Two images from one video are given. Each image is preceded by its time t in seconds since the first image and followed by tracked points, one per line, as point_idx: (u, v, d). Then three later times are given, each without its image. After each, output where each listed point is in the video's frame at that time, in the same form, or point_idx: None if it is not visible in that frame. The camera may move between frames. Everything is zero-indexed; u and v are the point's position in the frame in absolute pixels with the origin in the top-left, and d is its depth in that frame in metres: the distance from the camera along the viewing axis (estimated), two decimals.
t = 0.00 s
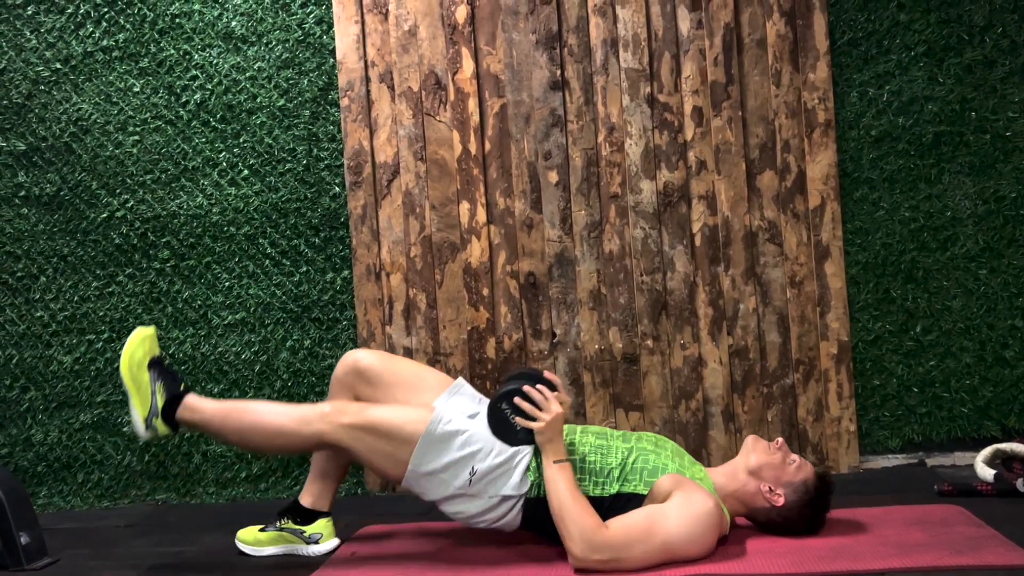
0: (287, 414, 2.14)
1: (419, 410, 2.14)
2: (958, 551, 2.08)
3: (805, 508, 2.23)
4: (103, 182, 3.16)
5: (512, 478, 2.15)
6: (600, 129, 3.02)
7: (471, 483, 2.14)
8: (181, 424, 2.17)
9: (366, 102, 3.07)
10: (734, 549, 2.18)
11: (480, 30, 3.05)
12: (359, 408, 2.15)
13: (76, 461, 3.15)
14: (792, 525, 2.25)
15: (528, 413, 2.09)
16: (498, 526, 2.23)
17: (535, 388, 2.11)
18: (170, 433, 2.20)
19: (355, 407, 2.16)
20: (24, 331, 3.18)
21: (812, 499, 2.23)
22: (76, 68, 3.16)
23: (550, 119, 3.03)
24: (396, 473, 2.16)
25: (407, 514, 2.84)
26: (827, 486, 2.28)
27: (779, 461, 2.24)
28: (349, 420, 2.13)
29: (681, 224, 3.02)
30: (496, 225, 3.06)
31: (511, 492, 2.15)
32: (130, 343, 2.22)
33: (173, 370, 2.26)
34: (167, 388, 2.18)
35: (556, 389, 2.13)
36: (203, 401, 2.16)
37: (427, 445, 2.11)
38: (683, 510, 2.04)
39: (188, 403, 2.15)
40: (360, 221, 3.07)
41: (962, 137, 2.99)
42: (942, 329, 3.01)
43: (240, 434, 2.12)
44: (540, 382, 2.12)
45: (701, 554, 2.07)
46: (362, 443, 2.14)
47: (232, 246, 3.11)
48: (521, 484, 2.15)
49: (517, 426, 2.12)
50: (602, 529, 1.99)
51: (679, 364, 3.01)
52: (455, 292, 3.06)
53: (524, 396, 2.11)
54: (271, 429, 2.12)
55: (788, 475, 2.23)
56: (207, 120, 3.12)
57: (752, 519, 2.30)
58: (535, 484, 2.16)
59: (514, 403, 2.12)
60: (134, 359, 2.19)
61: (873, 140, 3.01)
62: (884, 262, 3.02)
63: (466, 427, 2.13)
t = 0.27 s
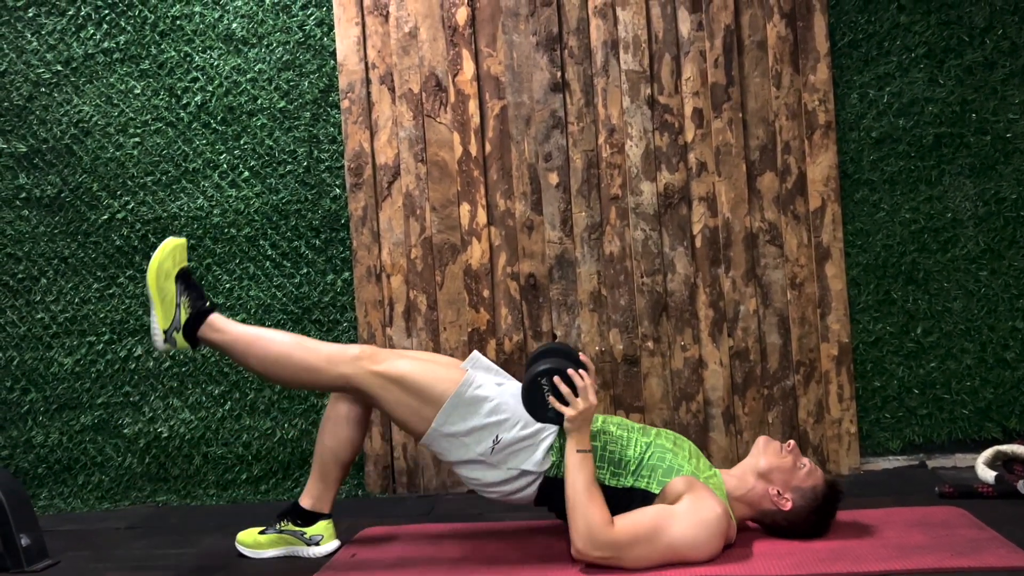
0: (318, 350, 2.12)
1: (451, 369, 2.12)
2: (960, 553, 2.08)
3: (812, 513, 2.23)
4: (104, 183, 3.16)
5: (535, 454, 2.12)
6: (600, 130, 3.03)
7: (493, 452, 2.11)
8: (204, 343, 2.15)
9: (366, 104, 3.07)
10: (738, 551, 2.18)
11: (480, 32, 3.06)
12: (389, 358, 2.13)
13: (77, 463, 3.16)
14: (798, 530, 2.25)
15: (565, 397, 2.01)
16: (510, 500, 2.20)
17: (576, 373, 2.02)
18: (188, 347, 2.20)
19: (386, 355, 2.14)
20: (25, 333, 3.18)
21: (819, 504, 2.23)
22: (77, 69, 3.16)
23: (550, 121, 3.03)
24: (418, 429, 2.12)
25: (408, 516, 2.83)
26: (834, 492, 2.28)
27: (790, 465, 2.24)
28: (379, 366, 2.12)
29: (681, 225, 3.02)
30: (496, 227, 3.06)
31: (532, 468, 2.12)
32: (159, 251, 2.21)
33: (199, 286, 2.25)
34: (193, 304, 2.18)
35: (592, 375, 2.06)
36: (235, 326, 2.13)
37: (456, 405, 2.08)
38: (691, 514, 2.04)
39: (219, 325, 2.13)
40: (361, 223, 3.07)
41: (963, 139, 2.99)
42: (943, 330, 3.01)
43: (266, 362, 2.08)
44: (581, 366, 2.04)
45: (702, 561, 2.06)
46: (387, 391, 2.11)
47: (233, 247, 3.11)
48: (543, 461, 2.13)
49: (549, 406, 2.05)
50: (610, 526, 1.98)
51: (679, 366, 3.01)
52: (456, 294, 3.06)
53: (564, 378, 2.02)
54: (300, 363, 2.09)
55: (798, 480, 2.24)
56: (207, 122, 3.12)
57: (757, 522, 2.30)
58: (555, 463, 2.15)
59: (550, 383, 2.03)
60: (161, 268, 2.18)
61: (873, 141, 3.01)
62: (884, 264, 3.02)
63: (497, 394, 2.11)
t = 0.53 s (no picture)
0: (318, 353, 2.13)
1: (449, 373, 2.12)
2: (960, 555, 2.08)
3: (812, 514, 2.23)
4: (105, 186, 3.17)
5: (531, 459, 2.12)
6: (601, 132, 3.03)
7: (489, 457, 2.11)
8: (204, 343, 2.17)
9: (367, 106, 3.07)
10: (739, 553, 2.17)
11: (481, 34, 3.06)
12: (388, 361, 2.14)
13: (78, 465, 3.16)
14: (797, 531, 2.25)
15: (560, 402, 2.02)
16: (506, 507, 2.19)
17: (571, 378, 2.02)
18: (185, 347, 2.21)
19: (384, 358, 2.14)
20: (27, 334, 3.18)
21: (819, 506, 2.23)
22: (78, 72, 3.17)
23: (551, 123, 3.03)
24: (415, 432, 2.12)
25: (409, 518, 2.84)
26: (833, 493, 2.28)
27: (789, 466, 2.25)
28: (377, 369, 2.12)
29: (682, 228, 3.02)
30: (497, 229, 3.06)
31: (528, 474, 2.12)
32: (160, 249, 2.23)
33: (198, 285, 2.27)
34: (191, 302, 2.19)
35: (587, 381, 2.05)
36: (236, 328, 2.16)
37: (453, 408, 2.08)
38: (692, 516, 2.04)
39: (220, 326, 2.16)
40: (362, 225, 3.07)
41: (963, 141, 3.00)
42: (944, 332, 3.01)
43: (266, 363, 2.10)
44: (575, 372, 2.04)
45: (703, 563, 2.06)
46: (385, 394, 2.11)
47: (234, 249, 3.11)
48: (540, 467, 2.13)
49: (544, 411, 2.06)
50: (612, 529, 1.97)
51: (680, 368, 3.01)
52: (457, 296, 3.06)
53: (557, 384, 2.02)
54: (300, 364, 2.11)
55: (797, 481, 2.24)
56: (209, 124, 3.12)
57: (757, 523, 2.30)
58: (553, 470, 2.14)
59: (544, 389, 2.03)
60: (161, 267, 2.20)
61: (874, 143, 3.01)
62: (885, 266, 3.02)
63: (494, 399, 2.11)
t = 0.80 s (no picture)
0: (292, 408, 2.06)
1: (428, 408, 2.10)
2: (961, 557, 2.08)
3: (810, 515, 2.23)
4: (106, 188, 3.17)
5: (518, 480, 2.13)
6: (602, 134, 3.03)
7: (477, 483, 2.10)
8: (180, 416, 2.10)
9: (368, 107, 3.07)
10: (739, 555, 2.17)
11: (482, 36, 3.06)
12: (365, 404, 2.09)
13: (79, 466, 3.16)
14: (796, 533, 2.25)
15: (539, 415, 2.07)
16: (498, 531, 2.19)
17: (545, 391, 2.09)
18: (169, 424, 2.13)
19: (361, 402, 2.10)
20: (28, 336, 3.19)
21: (816, 507, 2.23)
22: (79, 74, 3.17)
23: (552, 125, 3.03)
24: (401, 471, 2.10)
25: (410, 520, 2.84)
26: (830, 494, 2.28)
27: (784, 468, 2.25)
28: (355, 415, 2.07)
29: (683, 229, 3.02)
30: (498, 231, 3.06)
31: (516, 494, 2.12)
32: (128, 330, 2.18)
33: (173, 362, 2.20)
34: (167, 378, 2.12)
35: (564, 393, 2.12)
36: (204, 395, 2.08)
37: (435, 441, 2.07)
38: (690, 518, 2.03)
39: (190, 395, 2.08)
40: (363, 227, 3.07)
41: (964, 142, 3.00)
42: (944, 334, 3.01)
43: (241, 429, 2.03)
44: (549, 385, 2.11)
45: (705, 562, 2.06)
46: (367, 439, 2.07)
47: (235, 251, 3.12)
48: (527, 486, 2.14)
49: (524, 429, 2.10)
50: (610, 535, 1.97)
51: (681, 369, 3.01)
52: (457, 297, 3.06)
53: (534, 399, 2.08)
54: (276, 423, 2.04)
55: (793, 482, 2.24)
56: (210, 126, 3.13)
57: (755, 525, 2.30)
58: (541, 488, 2.15)
59: (522, 406, 2.09)
60: (133, 348, 2.15)
61: (875, 145, 3.01)
62: (886, 267, 3.02)
63: (475, 426, 2.11)
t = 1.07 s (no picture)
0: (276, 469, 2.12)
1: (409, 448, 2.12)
2: (961, 558, 2.08)
3: (806, 515, 2.23)
4: (107, 189, 3.17)
5: (506, 503, 2.13)
6: (602, 136, 3.03)
7: (466, 513, 2.10)
8: (171, 497, 2.14)
9: (369, 109, 3.08)
10: (738, 557, 2.17)
11: (483, 37, 3.06)
12: (347, 454, 2.13)
13: (80, 468, 3.16)
14: (793, 534, 2.25)
15: (513, 433, 2.11)
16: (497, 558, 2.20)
17: (514, 410, 2.16)
18: (163, 506, 2.16)
19: (343, 453, 2.14)
20: (29, 337, 3.19)
21: (810, 506, 2.23)
22: (80, 75, 3.18)
23: (552, 127, 3.04)
24: (391, 514, 2.12)
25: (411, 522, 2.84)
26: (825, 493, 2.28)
27: (776, 468, 2.25)
28: (338, 464, 2.11)
29: (684, 231, 3.02)
30: (499, 232, 3.07)
31: (507, 518, 2.13)
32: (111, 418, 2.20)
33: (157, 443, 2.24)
34: (155, 460, 2.16)
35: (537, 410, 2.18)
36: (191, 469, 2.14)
37: (419, 478, 2.09)
38: (686, 514, 2.02)
39: (175, 471, 2.13)
40: (364, 228, 3.08)
41: (964, 144, 3.00)
42: (945, 336, 3.01)
43: (230, 495, 2.09)
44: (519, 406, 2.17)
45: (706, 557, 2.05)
46: (354, 487, 2.11)
47: (236, 253, 3.12)
48: (517, 507, 2.14)
49: (504, 451, 2.14)
50: (606, 536, 1.98)
51: (681, 371, 3.01)
52: (458, 299, 3.06)
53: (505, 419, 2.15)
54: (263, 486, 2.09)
55: (786, 483, 2.23)
56: (211, 128, 3.13)
57: (752, 526, 2.30)
58: (530, 507, 2.16)
59: (496, 429, 2.14)
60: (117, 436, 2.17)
61: (875, 146, 3.01)
62: (887, 268, 3.02)
63: (458, 457, 2.12)
